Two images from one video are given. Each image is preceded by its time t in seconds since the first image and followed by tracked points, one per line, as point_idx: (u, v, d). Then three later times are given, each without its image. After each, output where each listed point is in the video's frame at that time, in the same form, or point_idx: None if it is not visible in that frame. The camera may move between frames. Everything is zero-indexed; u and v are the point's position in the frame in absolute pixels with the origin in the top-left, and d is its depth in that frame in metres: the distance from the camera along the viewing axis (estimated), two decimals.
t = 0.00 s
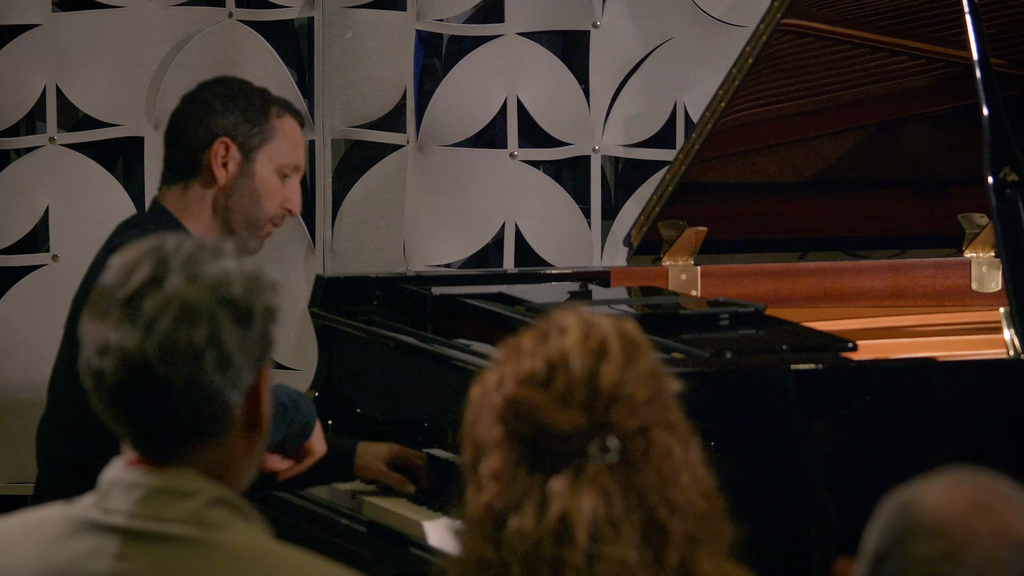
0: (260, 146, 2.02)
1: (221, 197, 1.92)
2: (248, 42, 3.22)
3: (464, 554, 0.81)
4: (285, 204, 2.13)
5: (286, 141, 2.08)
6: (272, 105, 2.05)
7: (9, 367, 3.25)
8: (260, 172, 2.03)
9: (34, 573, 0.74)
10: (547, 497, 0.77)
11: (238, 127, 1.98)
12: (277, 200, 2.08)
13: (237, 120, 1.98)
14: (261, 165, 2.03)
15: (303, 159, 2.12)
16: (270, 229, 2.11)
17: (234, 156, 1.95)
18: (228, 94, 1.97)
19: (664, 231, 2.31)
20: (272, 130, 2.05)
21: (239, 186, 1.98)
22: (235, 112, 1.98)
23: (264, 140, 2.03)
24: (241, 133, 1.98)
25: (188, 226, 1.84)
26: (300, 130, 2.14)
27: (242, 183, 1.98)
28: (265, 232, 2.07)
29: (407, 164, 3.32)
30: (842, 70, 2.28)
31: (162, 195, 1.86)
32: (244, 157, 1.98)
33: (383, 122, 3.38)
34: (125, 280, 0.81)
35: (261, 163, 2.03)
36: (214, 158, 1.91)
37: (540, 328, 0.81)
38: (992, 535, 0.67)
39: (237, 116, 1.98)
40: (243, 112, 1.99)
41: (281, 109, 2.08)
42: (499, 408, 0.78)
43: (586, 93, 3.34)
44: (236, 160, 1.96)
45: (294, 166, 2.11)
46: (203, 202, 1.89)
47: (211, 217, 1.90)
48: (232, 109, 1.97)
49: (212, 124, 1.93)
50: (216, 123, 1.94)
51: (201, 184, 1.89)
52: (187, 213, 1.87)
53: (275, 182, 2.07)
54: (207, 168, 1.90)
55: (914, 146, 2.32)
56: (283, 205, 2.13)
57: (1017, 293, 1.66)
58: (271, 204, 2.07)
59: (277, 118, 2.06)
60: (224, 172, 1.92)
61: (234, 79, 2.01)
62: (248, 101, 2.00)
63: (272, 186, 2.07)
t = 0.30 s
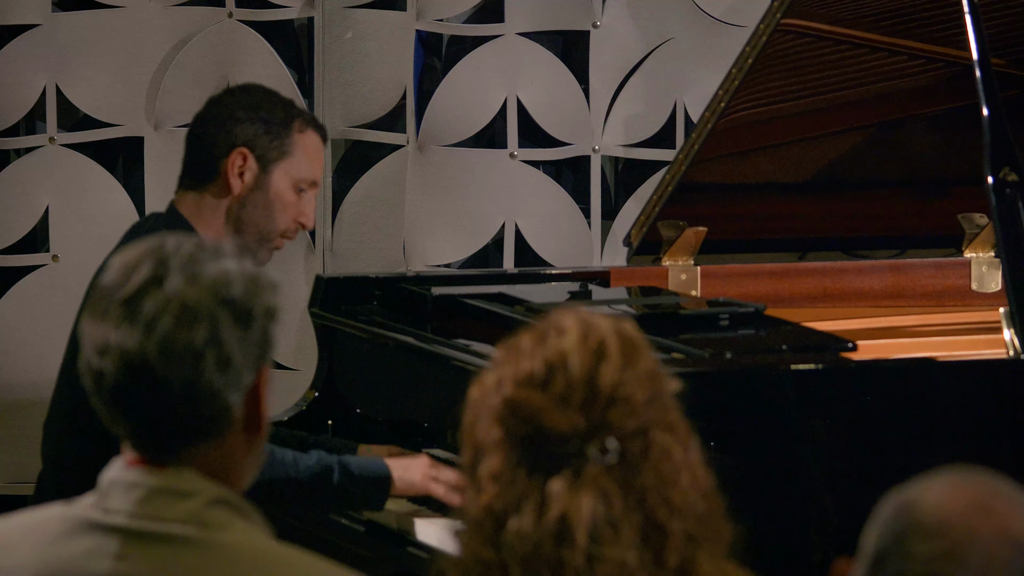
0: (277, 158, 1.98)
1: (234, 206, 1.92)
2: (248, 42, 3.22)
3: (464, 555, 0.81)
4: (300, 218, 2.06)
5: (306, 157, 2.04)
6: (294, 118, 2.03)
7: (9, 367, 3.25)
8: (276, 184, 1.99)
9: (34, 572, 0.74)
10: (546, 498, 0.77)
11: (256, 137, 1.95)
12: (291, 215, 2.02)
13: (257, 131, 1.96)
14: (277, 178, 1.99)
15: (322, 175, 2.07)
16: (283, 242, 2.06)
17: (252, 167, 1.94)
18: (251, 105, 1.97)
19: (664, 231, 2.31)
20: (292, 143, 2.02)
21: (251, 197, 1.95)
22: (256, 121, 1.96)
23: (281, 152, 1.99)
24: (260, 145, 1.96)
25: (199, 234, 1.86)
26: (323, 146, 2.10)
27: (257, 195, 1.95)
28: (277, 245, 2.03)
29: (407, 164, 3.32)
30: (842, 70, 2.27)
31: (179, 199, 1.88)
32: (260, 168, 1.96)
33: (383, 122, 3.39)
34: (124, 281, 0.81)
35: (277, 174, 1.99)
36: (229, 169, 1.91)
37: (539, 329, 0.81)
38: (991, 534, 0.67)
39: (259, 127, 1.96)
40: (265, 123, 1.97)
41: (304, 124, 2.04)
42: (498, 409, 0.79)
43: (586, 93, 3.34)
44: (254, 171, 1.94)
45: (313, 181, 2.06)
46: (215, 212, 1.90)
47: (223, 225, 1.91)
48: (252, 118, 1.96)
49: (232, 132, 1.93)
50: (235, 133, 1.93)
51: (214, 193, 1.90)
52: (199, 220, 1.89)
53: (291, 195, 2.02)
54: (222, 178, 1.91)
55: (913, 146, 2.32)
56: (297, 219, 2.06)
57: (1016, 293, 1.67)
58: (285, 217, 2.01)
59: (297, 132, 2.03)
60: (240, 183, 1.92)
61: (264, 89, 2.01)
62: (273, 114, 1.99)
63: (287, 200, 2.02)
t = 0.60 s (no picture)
0: (273, 150, 2.06)
1: (235, 200, 1.91)
2: (248, 42, 3.22)
3: (464, 554, 0.81)
4: (299, 206, 2.17)
5: (300, 147, 2.12)
6: (287, 108, 2.11)
7: (8, 368, 3.25)
8: (275, 174, 2.07)
9: (34, 572, 0.74)
10: (547, 497, 0.77)
11: (252, 131, 2.01)
12: (291, 203, 2.11)
13: (251, 124, 2.01)
14: (275, 169, 2.07)
15: (317, 162, 2.17)
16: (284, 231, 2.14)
17: (247, 160, 1.95)
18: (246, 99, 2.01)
19: (665, 231, 2.32)
20: (287, 134, 2.10)
21: (253, 189, 2.00)
22: (251, 114, 2.02)
23: (278, 143, 2.07)
24: (256, 137, 2.02)
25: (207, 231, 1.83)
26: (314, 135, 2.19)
27: (256, 186, 2.01)
28: (279, 236, 2.11)
29: (407, 164, 3.32)
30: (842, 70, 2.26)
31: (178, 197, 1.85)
32: (257, 159, 2.02)
33: (383, 122, 3.39)
34: (126, 281, 0.81)
35: (275, 165, 2.06)
36: (227, 162, 1.90)
37: (541, 328, 0.81)
38: (990, 534, 0.67)
39: (253, 121, 2.02)
40: (259, 116, 2.03)
41: (295, 113, 2.13)
42: (499, 408, 0.79)
43: (586, 93, 3.34)
44: (249, 163, 1.95)
45: (309, 168, 2.16)
46: (217, 207, 1.88)
47: (225, 221, 1.89)
48: (247, 112, 2.01)
49: (227, 127, 1.95)
50: (229, 127, 1.96)
51: (215, 188, 1.88)
52: (203, 218, 1.86)
53: (289, 185, 2.11)
54: (221, 172, 1.89)
55: (913, 145, 2.32)
56: (296, 208, 2.16)
57: (1017, 293, 1.67)
58: (286, 207, 2.10)
59: (291, 121, 2.11)
60: (238, 176, 1.92)
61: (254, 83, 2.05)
62: (266, 108, 2.05)
63: (286, 190, 2.11)
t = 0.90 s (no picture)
0: (270, 139, 1.98)
1: (234, 193, 1.93)
2: (249, 42, 3.22)
3: (464, 554, 0.81)
4: (299, 198, 2.06)
5: (297, 137, 2.03)
6: (281, 99, 2.02)
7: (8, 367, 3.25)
8: (272, 165, 1.98)
9: (33, 572, 0.74)
10: (548, 498, 0.77)
11: (247, 122, 1.95)
12: (288, 195, 2.02)
13: (245, 115, 1.95)
14: (272, 160, 1.98)
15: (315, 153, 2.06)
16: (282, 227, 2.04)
17: (246, 151, 1.93)
18: (240, 90, 1.95)
19: (665, 230, 2.30)
20: (282, 124, 2.01)
21: (249, 182, 1.95)
22: (244, 106, 1.95)
23: (274, 134, 1.99)
24: (251, 128, 1.95)
25: (204, 223, 1.87)
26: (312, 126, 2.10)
27: (253, 179, 1.94)
28: (278, 229, 2.02)
29: (407, 164, 3.32)
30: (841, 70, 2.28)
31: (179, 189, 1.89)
32: (254, 151, 1.95)
33: (383, 122, 3.38)
34: (126, 281, 0.81)
35: (271, 156, 1.98)
36: (225, 155, 1.91)
37: (542, 329, 0.81)
38: (990, 533, 0.67)
39: (247, 112, 1.95)
40: (253, 108, 1.96)
41: (291, 104, 2.04)
42: (500, 408, 0.79)
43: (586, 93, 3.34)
44: (248, 155, 1.93)
45: (307, 160, 2.05)
46: (216, 200, 1.90)
47: (225, 215, 1.91)
48: (242, 103, 1.95)
49: (223, 119, 1.92)
50: (224, 120, 1.92)
51: (214, 181, 1.90)
52: (202, 211, 1.89)
53: (286, 176, 2.01)
54: (219, 164, 1.90)
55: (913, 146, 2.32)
56: (296, 200, 2.06)
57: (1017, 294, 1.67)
58: (283, 199, 2.01)
59: (286, 112, 2.02)
60: (236, 168, 1.92)
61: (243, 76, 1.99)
62: (261, 100, 1.98)
63: (284, 181, 2.01)
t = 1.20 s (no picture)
0: (273, 143, 1.99)
1: (231, 195, 1.91)
2: (249, 42, 3.22)
3: (464, 555, 0.81)
4: (296, 208, 2.06)
5: (300, 145, 2.03)
6: (286, 108, 2.04)
7: (8, 367, 3.25)
8: (272, 171, 1.99)
9: (32, 573, 0.74)
10: (547, 498, 0.77)
11: (252, 126, 1.96)
12: (287, 203, 2.02)
13: (251, 119, 1.96)
14: (272, 166, 1.99)
15: (316, 163, 2.07)
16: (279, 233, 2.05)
17: (247, 154, 1.93)
18: (246, 95, 1.96)
19: (664, 231, 2.32)
20: (286, 133, 2.02)
21: (250, 185, 1.95)
22: (250, 110, 1.97)
23: (277, 140, 2.00)
24: (255, 132, 1.96)
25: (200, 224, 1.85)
26: (314, 137, 2.10)
27: (255, 182, 1.95)
28: (273, 235, 2.02)
29: (407, 164, 3.32)
30: (842, 70, 2.26)
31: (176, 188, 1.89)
32: (256, 155, 1.96)
33: (383, 122, 3.38)
34: (124, 281, 0.81)
35: (273, 161, 1.99)
36: (226, 155, 1.90)
37: (541, 329, 0.81)
38: (991, 534, 0.67)
39: (251, 116, 1.97)
40: (258, 112, 1.98)
41: (296, 113, 2.05)
42: (499, 409, 0.78)
43: (586, 93, 3.34)
44: (249, 158, 1.94)
45: (307, 169, 2.05)
46: (213, 201, 1.89)
47: (222, 216, 1.90)
48: (247, 107, 1.96)
49: (228, 120, 1.93)
50: (228, 122, 1.93)
51: (213, 181, 1.89)
52: (198, 211, 1.88)
53: (286, 183, 2.02)
54: (219, 165, 1.90)
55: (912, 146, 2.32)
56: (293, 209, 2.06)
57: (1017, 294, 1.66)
58: (281, 206, 2.01)
59: (291, 121, 2.03)
60: (237, 170, 1.92)
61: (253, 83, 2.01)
62: (265, 105, 1.99)
63: (284, 188, 2.02)
